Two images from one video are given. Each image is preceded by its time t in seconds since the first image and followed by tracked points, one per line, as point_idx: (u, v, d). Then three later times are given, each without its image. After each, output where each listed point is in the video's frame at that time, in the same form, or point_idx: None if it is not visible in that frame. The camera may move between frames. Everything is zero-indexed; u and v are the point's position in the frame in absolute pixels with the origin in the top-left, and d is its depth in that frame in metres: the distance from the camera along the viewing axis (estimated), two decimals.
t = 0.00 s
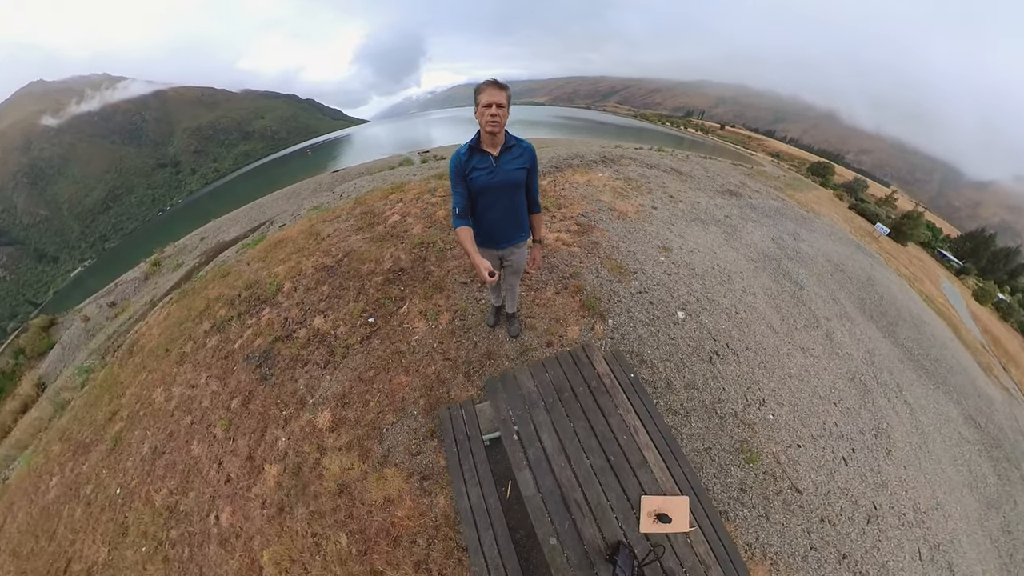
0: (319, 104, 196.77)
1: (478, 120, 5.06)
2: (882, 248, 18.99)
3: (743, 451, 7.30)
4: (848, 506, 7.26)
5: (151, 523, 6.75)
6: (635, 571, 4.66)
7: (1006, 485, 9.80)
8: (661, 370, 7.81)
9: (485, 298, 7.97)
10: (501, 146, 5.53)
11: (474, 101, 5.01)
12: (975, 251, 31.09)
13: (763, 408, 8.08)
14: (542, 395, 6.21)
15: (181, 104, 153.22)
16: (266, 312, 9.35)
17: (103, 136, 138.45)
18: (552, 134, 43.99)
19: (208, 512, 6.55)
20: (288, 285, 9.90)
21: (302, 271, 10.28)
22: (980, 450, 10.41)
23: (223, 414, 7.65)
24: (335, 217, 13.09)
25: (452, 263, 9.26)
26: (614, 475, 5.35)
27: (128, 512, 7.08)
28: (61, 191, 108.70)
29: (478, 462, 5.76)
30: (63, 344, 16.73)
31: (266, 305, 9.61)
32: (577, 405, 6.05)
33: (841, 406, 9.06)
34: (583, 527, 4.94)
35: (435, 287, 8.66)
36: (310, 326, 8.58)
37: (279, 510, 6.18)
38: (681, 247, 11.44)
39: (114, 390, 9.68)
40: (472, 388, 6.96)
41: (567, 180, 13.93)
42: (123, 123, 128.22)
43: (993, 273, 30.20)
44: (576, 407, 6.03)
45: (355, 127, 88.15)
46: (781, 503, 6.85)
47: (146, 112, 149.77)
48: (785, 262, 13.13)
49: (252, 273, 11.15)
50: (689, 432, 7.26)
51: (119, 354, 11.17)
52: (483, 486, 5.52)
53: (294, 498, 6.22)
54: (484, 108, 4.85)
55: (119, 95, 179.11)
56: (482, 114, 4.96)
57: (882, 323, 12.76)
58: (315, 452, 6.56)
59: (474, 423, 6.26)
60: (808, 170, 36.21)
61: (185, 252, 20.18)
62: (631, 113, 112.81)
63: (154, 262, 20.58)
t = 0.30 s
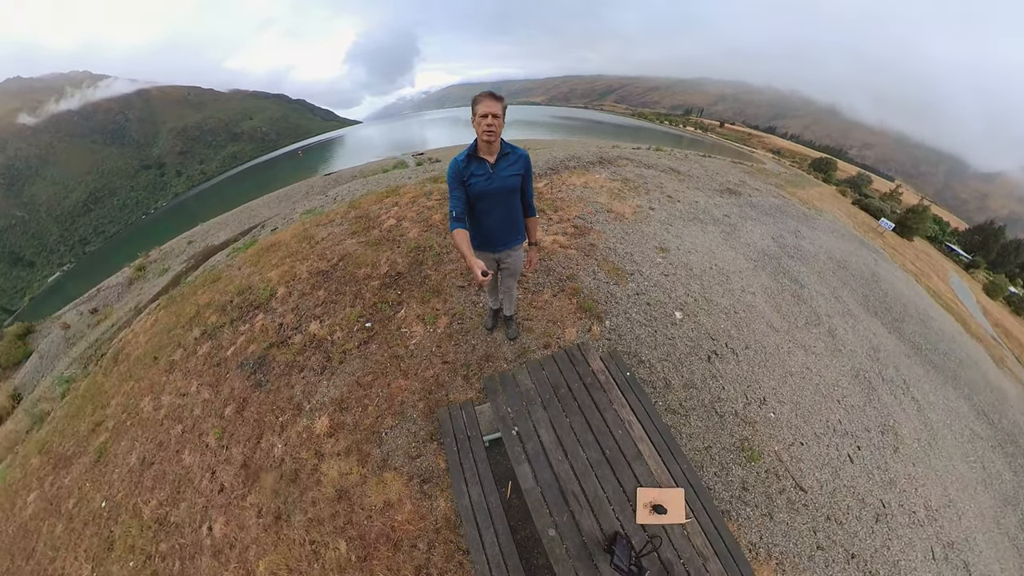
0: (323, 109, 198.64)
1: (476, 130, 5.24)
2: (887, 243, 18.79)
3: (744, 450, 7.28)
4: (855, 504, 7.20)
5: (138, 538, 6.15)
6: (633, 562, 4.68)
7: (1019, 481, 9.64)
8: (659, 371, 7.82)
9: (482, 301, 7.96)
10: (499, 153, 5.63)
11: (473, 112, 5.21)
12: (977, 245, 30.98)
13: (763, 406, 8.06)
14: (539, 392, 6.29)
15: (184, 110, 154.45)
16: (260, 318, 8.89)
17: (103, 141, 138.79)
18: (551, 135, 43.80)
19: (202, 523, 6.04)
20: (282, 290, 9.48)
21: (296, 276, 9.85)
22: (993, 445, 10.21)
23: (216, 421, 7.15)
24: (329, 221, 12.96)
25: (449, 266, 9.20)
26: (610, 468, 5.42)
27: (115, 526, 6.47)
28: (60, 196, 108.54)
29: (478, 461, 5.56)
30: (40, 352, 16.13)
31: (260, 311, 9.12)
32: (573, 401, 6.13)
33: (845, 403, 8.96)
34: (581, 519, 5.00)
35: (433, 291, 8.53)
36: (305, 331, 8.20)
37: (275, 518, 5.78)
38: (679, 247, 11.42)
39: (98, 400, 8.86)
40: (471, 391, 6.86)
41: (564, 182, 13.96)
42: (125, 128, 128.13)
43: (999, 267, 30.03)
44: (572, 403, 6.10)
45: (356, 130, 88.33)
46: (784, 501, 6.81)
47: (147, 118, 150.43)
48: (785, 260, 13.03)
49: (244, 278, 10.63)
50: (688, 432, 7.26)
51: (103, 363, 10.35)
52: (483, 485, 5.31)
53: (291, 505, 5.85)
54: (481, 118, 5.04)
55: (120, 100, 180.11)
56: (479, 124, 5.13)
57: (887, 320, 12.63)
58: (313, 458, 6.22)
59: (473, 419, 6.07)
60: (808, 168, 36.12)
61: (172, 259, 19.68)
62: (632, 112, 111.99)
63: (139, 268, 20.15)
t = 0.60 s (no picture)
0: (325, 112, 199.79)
1: (475, 143, 5.35)
2: (891, 239, 18.65)
3: (744, 449, 7.29)
4: (861, 502, 7.08)
5: (129, 552, 5.97)
6: (632, 553, 4.72)
7: None
8: (658, 372, 7.87)
9: (481, 306, 8.01)
10: (495, 164, 5.73)
11: (472, 126, 5.32)
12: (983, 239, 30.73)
13: (764, 406, 8.07)
14: (538, 391, 6.36)
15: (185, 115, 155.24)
16: (254, 326, 8.75)
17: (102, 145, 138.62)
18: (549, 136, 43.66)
19: (196, 536, 5.90)
20: (276, 297, 9.37)
21: (290, 282, 9.77)
22: (1007, 441, 9.99)
23: (210, 432, 6.99)
24: (323, 226, 12.81)
25: (447, 271, 9.22)
26: (607, 463, 5.49)
27: (102, 542, 6.22)
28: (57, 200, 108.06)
29: (480, 461, 5.57)
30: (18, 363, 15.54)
31: (254, 318, 9.02)
32: (571, 400, 6.21)
33: (848, 402, 8.89)
34: (581, 512, 5.07)
35: (432, 297, 8.52)
36: (302, 339, 8.13)
37: (274, 529, 5.71)
38: (676, 249, 11.42)
39: (80, 412, 8.52)
40: (471, 395, 6.90)
41: (561, 185, 14.01)
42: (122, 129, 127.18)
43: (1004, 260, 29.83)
44: (570, 402, 6.18)
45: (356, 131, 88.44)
46: (786, 500, 6.78)
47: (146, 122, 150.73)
48: (785, 259, 12.97)
49: (236, 285, 10.43)
50: (688, 432, 7.30)
51: (86, 374, 9.93)
52: (485, 484, 5.33)
53: (291, 514, 5.79)
54: (480, 131, 5.15)
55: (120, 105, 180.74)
56: (478, 136, 5.23)
57: (891, 317, 12.51)
58: (312, 466, 6.20)
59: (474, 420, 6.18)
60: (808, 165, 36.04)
61: (160, 266, 19.20)
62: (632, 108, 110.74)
63: (125, 275, 19.70)
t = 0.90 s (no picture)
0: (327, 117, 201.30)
1: (477, 151, 5.43)
2: (895, 235, 18.58)
3: (747, 448, 7.31)
4: (868, 499, 7.05)
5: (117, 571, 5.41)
6: (636, 543, 4.78)
7: None
8: (658, 373, 7.92)
9: (481, 310, 8.06)
10: (496, 171, 5.83)
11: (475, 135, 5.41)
12: (986, 233, 30.63)
13: (766, 404, 8.08)
14: (540, 390, 6.45)
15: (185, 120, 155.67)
16: (248, 333, 8.35)
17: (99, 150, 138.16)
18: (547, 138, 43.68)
19: (189, 550, 5.45)
20: (271, 303, 8.99)
21: (285, 288, 9.42)
22: (1019, 436, 9.87)
23: (203, 442, 6.55)
24: (318, 230, 12.50)
25: (446, 276, 9.20)
26: (609, 457, 5.57)
27: (86, 561, 5.62)
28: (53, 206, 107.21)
29: (485, 461, 5.67)
30: None
31: (248, 325, 8.59)
32: (573, 398, 6.29)
33: (852, 399, 8.85)
34: (586, 505, 5.12)
35: (431, 301, 8.49)
36: (298, 346, 7.82)
37: (273, 539, 5.41)
38: (675, 250, 11.44)
39: (60, 424, 7.77)
40: (473, 398, 6.94)
41: (558, 188, 14.09)
42: (118, 131, 125.91)
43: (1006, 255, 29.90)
44: (572, 400, 6.26)
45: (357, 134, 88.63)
46: (792, 498, 6.77)
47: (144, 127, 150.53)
48: (785, 258, 12.95)
49: (228, 291, 9.92)
50: (689, 431, 7.34)
51: (67, 385, 9.06)
52: (491, 484, 5.43)
53: (290, 524, 5.52)
54: (482, 140, 5.24)
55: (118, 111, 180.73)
56: (480, 145, 5.32)
57: (895, 314, 12.44)
58: (312, 474, 5.93)
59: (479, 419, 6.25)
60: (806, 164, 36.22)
61: (145, 272, 18.66)
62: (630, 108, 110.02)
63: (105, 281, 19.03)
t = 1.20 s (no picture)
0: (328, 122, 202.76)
1: (476, 158, 5.42)
2: (899, 232, 18.46)
3: (749, 447, 7.28)
4: (876, 498, 6.98)
5: None
6: (640, 538, 4.73)
7: None
8: (658, 374, 7.90)
9: (480, 314, 8.07)
10: (495, 178, 5.84)
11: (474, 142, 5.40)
12: (990, 227, 30.46)
13: (768, 404, 8.03)
14: (541, 391, 6.40)
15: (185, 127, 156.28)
16: (240, 341, 8.25)
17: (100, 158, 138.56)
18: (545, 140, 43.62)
19: (180, 566, 5.33)
20: (264, 311, 8.91)
21: (278, 295, 9.33)
22: None
23: (195, 454, 6.43)
24: (310, 234, 12.25)
25: (443, 281, 9.19)
26: (610, 455, 5.55)
27: None
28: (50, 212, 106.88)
29: (487, 463, 5.63)
30: None
31: (239, 333, 8.49)
32: (573, 397, 6.26)
33: (857, 398, 8.77)
34: (589, 502, 5.07)
35: (429, 307, 8.50)
36: (293, 353, 7.78)
37: (270, 552, 5.30)
38: (674, 252, 11.43)
39: (40, 438, 7.67)
40: (473, 403, 6.97)
41: (555, 191, 14.13)
42: (113, 134, 124.59)
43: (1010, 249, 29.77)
44: (573, 399, 6.23)
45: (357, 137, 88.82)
46: (797, 498, 6.72)
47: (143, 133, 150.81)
48: (786, 257, 12.91)
49: (217, 298, 9.76)
50: (691, 433, 7.31)
51: (45, 396, 8.89)
52: (495, 486, 5.38)
53: (287, 536, 5.42)
54: (482, 147, 5.23)
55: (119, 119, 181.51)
56: (480, 152, 5.31)
57: (900, 311, 12.32)
58: (311, 483, 5.91)
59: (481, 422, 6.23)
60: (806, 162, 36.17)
61: (130, 279, 18.16)
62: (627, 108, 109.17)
63: (89, 290, 18.56)
